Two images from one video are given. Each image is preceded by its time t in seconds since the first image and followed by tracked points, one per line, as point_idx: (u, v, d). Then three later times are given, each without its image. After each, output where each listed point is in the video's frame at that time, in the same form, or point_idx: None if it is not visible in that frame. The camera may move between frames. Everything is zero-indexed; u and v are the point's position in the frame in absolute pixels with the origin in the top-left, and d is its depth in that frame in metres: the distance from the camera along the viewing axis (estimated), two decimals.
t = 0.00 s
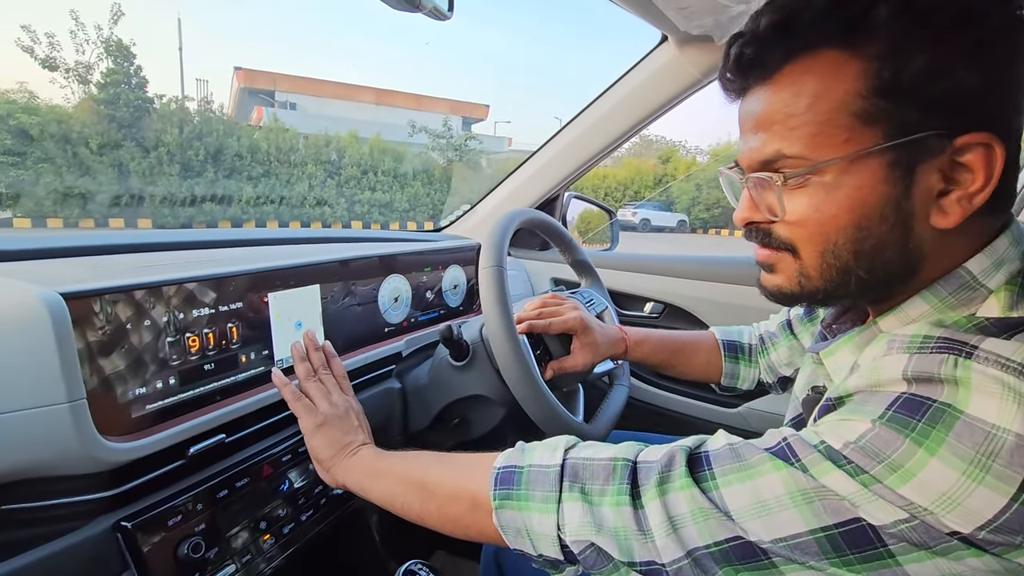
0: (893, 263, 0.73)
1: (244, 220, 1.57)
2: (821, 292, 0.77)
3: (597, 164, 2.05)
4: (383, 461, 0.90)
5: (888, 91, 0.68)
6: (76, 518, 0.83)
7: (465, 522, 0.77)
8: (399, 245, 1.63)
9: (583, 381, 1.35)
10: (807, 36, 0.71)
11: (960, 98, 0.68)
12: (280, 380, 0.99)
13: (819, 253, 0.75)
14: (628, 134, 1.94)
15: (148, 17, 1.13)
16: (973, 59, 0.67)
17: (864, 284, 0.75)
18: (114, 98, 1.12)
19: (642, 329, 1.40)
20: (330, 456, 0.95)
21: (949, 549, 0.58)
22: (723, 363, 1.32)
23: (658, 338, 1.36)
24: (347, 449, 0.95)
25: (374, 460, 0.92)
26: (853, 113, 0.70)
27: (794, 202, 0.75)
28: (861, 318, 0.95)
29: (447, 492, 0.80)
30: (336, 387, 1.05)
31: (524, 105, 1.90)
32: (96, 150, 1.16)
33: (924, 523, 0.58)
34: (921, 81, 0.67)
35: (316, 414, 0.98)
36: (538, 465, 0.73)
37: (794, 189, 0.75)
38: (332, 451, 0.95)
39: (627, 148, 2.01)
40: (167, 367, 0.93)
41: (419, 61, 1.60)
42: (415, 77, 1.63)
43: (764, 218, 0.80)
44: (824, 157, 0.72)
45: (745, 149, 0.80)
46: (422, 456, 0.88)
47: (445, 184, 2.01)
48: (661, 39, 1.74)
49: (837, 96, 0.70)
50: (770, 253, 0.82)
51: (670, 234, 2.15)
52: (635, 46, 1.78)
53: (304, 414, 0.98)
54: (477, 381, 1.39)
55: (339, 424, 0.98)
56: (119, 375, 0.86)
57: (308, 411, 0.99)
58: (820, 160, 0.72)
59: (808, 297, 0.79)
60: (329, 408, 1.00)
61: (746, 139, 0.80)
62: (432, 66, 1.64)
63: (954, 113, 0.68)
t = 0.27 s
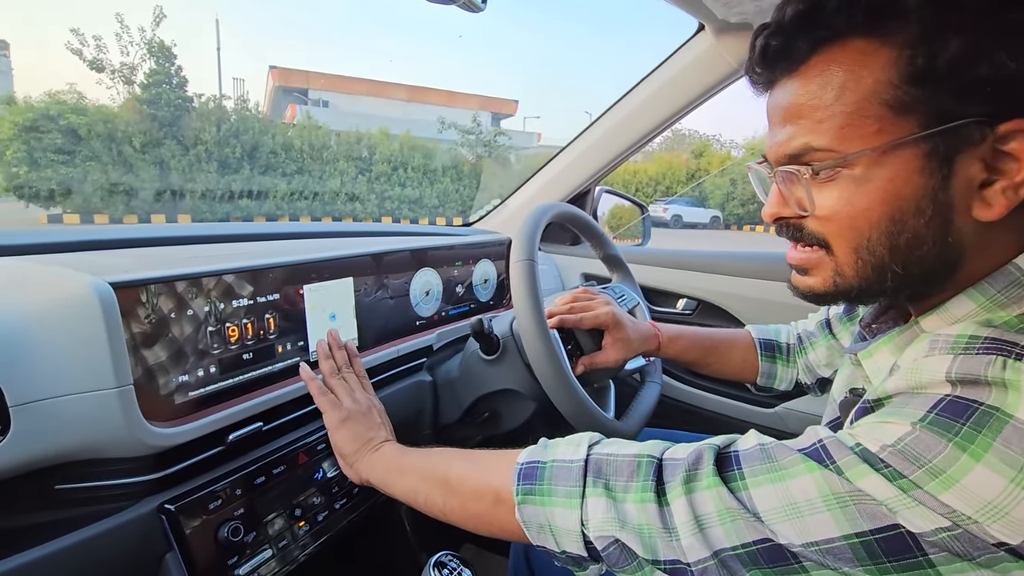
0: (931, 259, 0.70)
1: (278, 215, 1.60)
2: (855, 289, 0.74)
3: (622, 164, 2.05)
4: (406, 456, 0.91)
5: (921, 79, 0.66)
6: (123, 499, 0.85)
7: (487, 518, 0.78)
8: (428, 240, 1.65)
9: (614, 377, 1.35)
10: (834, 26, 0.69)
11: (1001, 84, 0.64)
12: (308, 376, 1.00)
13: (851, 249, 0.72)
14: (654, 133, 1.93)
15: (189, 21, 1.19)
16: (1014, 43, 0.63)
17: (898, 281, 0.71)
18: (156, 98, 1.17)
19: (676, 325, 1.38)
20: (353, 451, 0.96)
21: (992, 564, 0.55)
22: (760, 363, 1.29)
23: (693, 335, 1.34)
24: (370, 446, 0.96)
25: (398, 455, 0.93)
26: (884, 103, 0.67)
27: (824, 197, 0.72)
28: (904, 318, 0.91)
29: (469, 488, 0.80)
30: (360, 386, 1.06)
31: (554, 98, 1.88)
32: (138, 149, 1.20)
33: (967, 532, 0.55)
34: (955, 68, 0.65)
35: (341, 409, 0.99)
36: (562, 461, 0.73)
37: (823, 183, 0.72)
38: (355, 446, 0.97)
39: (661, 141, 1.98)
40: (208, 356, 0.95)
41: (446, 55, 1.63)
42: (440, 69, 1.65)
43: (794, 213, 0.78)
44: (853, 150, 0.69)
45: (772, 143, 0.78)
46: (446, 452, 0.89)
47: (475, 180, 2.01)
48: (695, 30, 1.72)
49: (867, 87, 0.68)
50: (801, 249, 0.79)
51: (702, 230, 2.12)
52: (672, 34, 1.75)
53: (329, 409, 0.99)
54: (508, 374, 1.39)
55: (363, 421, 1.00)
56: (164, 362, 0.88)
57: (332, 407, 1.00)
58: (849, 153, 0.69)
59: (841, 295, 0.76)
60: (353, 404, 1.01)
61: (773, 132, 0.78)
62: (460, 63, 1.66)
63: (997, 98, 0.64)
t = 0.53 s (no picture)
0: (997, 246, 0.65)
1: (307, 213, 1.58)
2: (910, 276, 0.70)
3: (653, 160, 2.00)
4: (446, 446, 0.91)
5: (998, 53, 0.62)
6: (158, 490, 0.87)
7: (524, 511, 0.76)
8: (456, 237, 1.65)
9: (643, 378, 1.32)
10: None
11: None
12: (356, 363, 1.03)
13: (909, 232, 0.68)
14: (681, 131, 1.89)
15: (222, 22, 1.24)
16: None
17: (959, 269, 0.67)
18: (190, 99, 1.21)
19: (708, 327, 1.34)
20: (394, 441, 0.97)
21: None
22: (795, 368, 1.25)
23: (725, 337, 1.30)
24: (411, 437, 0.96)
25: (437, 444, 0.93)
26: (954, 79, 0.63)
27: (882, 177, 0.68)
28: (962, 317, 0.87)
29: (506, 479, 0.79)
30: (402, 379, 1.07)
31: (583, 99, 1.90)
32: (174, 148, 1.23)
33: None
34: None
35: (384, 400, 1.01)
36: (600, 453, 0.72)
37: (882, 163, 0.68)
38: (396, 436, 0.98)
39: (689, 139, 1.94)
40: (239, 350, 0.96)
41: (471, 64, 1.67)
42: (463, 69, 1.68)
43: (848, 196, 0.74)
44: (918, 128, 0.65)
45: (830, 122, 0.75)
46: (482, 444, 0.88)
47: (501, 177, 1.99)
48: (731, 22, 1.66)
49: (937, 62, 0.64)
50: (854, 233, 0.75)
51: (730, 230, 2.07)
52: (704, 28, 1.71)
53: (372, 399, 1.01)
54: (536, 373, 1.38)
55: (405, 413, 1.01)
56: (197, 356, 0.90)
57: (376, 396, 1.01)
58: (913, 131, 0.65)
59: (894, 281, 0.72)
60: (396, 395, 1.02)
61: (832, 111, 0.75)
62: (482, 65, 1.68)
63: None
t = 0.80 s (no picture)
0: None
1: (328, 211, 1.57)
2: (975, 264, 0.65)
3: (675, 158, 1.95)
4: (466, 397, 0.88)
5: None
6: (176, 490, 0.86)
7: (538, 460, 0.73)
8: (476, 235, 1.62)
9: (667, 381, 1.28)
10: None
11: None
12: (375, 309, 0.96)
13: (975, 215, 0.63)
14: (705, 129, 1.83)
15: (248, 25, 1.21)
16: None
17: None
18: (216, 99, 1.19)
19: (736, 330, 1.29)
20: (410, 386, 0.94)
21: None
22: (829, 375, 1.20)
23: (754, 341, 1.25)
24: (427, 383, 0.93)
25: (456, 395, 0.89)
26: None
27: (947, 153, 0.64)
28: None
29: (522, 430, 0.76)
30: (420, 328, 1.02)
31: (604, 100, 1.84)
32: (200, 147, 1.22)
33: None
34: None
35: (401, 349, 0.96)
36: (627, 409, 0.68)
37: (948, 137, 0.64)
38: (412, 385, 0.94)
39: (710, 138, 1.88)
40: (257, 350, 0.94)
41: (495, 61, 1.65)
42: (485, 66, 1.64)
43: (908, 175, 0.70)
44: (989, 99, 0.60)
45: (894, 97, 0.71)
46: (504, 397, 0.85)
47: (519, 178, 1.94)
48: (763, 12, 1.60)
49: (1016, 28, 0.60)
50: (914, 216, 0.70)
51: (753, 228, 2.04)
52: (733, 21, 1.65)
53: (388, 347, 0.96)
54: (557, 375, 1.35)
55: (422, 365, 0.96)
56: (215, 357, 0.88)
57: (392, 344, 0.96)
58: (984, 102, 0.61)
59: (958, 269, 0.67)
60: (412, 344, 0.97)
61: (895, 87, 0.71)
62: (501, 63, 1.66)
63: None
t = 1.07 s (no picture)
0: None
1: (347, 208, 1.55)
2: None
3: (699, 156, 1.89)
4: (433, 472, 0.74)
5: None
6: (188, 494, 0.84)
7: (562, 544, 0.62)
8: (494, 233, 1.58)
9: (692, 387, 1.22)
10: None
11: None
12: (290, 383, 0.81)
13: None
14: (727, 127, 1.78)
15: (271, 24, 1.20)
16: None
17: None
18: (239, 98, 1.17)
19: (764, 333, 1.23)
20: (361, 475, 0.79)
21: None
22: (863, 381, 1.14)
23: (784, 344, 1.19)
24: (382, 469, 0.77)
25: (421, 470, 0.75)
26: None
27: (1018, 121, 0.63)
28: None
29: (534, 506, 0.65)
30: (353, 386, 0.87)
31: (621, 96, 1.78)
32: (224, 146, 1.20)
33: None
34: None
35: (336, 426, 0.80)
36: (669, 467, 0.60)
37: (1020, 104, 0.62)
38: (364, 469, 0.78)
39: (732, 137, 1.83)
40: (271, 350, 0.92)
41: (517, 57, 1.61)
42: (505, 63, 1.61)
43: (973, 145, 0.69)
44: None
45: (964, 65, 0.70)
46: (491, 463, 0.73)
47: (537, 175, 1.89)
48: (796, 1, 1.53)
49: None
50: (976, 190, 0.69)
51: (775, 228, 1.99)
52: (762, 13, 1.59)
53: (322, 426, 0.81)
54: (577, 378, 1.32)
55: (369, 432, 0.81)
56: (227, 357, 0.86)
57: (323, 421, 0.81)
58: None
59: None
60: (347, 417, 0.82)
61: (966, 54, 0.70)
62: (520, 58, 1.62)
63: None
